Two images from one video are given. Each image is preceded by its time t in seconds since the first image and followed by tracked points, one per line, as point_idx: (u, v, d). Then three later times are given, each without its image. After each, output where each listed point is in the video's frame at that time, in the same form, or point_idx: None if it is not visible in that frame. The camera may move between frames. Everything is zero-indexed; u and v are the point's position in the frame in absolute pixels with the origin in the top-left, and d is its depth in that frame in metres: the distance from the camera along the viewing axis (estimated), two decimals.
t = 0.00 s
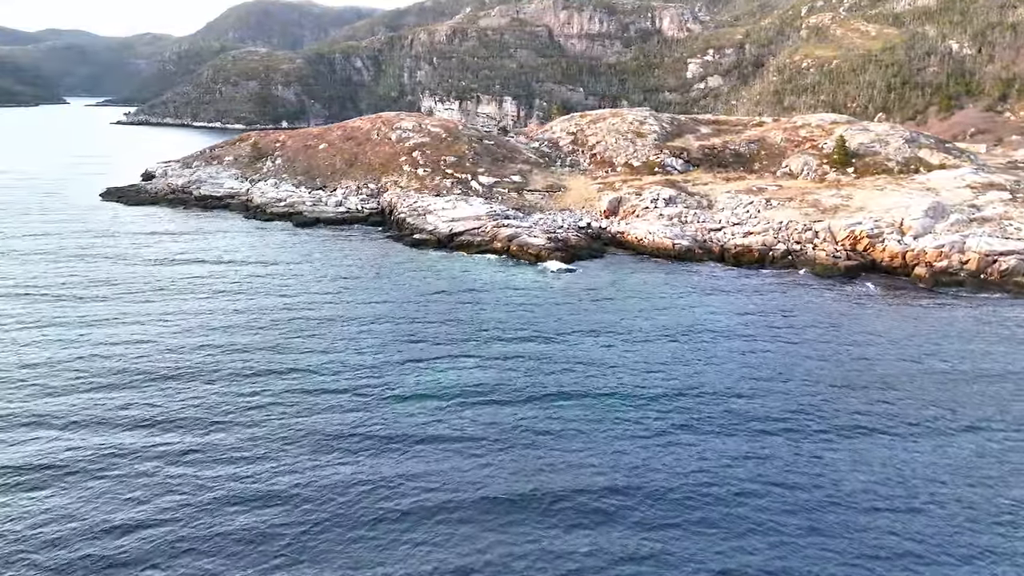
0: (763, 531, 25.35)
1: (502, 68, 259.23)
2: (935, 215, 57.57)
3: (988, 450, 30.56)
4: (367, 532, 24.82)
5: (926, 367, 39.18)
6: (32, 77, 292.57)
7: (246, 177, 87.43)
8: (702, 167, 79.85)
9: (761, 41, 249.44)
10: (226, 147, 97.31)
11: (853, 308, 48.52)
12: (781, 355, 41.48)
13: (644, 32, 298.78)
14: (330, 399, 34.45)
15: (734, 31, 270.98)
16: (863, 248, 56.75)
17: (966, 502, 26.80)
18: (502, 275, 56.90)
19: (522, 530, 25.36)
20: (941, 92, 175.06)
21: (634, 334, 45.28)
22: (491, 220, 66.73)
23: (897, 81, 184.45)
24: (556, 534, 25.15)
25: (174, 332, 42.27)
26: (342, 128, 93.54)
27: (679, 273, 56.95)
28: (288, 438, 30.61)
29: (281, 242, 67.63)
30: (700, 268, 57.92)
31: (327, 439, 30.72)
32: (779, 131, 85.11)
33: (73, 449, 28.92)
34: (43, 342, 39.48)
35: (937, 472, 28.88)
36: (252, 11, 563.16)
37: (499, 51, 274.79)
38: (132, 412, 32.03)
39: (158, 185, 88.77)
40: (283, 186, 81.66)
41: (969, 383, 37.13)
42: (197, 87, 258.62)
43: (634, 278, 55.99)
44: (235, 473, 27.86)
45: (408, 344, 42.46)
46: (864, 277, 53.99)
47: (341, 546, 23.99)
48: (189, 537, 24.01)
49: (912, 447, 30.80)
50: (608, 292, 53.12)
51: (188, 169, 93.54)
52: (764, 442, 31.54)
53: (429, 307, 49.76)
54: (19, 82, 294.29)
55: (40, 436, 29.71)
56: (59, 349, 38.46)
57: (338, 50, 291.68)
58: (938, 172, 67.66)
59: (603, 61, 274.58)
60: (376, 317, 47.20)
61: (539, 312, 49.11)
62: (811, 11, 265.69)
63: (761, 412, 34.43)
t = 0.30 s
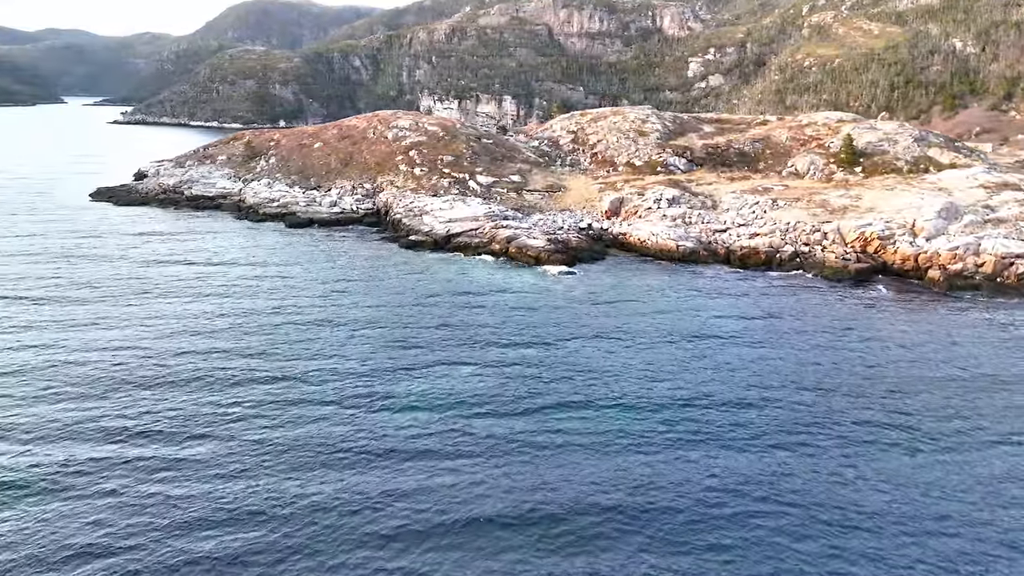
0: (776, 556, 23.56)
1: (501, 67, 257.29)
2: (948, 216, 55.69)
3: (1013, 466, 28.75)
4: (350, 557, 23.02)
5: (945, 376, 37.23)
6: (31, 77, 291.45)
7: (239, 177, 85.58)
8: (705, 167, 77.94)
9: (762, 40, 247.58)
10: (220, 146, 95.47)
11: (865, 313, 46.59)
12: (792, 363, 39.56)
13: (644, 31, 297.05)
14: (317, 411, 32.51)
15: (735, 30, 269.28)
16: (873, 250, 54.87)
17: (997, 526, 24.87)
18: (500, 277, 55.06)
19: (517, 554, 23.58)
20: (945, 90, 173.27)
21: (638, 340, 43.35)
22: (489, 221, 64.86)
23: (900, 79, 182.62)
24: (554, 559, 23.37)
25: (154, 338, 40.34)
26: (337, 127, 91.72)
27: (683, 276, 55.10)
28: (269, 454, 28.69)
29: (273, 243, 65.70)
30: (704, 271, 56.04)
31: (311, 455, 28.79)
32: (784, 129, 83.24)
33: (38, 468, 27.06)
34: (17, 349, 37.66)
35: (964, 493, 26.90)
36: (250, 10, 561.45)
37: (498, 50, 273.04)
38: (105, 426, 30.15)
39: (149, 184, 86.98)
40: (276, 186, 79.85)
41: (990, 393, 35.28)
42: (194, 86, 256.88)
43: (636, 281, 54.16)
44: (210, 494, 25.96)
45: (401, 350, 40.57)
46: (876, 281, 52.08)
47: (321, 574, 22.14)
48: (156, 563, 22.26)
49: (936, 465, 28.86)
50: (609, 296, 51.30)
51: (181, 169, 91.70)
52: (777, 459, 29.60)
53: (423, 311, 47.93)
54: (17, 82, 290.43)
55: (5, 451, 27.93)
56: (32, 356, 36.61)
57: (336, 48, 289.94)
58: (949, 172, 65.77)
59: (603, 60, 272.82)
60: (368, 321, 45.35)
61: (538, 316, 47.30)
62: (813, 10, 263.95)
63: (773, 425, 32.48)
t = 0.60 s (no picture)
0: None
1: (501, 66, 255.27)
2: (963, 218, 53.81)
3: None
4: None
5: (966, 386, 35.34)
6: (29, 77, 290.18)
7: (232, 176, 83.64)
8: (709, 166, 75.99)
9: (764, 39, 245.62)
10: (213, 145, 93.54)
11: (879, 318, 44.70)
12: (804, 371, 37.66)
13: (645, 30, 295.33)
14: (302, 424, 30.57)
15: (737, 29, 267.49)
16: (885, 252, 52.98)
17: None
18: (499, 280, 53.20)
19: None
20: (949, 89, 171.55)
21: (642, 346, 41.43)
22: (487, 222, 62.96)
23: (904, 78, 180.91)
24: None
25: (135, 345, 38.37)
26: (333, 125, 89.82)
27: (687, 279, 53.29)
28: (248, 472, 26.75)
29: (265, 245, 63.75)
30: (710, 274, 54.17)
31: (294, 473, 26.85)
32: (790, 128, 81.36)
33: None
34: None
35: (996, 516, 25.00)
36: (249, 10, 559.34)
37: (498, 49, 271.23)
38: (74, 442, 28.24)
39: (140, 184, 85.02)
40: (270, 186, 77.94)
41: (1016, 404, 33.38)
42: (192, 86, 255.01)
43: (639, 284, 52.32)
44: (183, 516, 24.10)
45: (394, 356, 38.73)
46: (888, 284, 50.19)
47: None
48: None
49: (963, 484, 26.97)
50: (611, 299, 49.48)
51: (173, 168, 89.74)
52: (793, 477, 27.67)
53: (417, 314, 46.07)
54: (14, 81, 288.74)
55: None
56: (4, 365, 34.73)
57: (335, 47, 288.20)
58: (961, 171, 63.88)
59: (604, 59, 270.97)
60: (360, 325, 43.49)
61: (537, 320, 45.46)
62: (815, 8, 262.20)
63: (787, 439, 30.58)
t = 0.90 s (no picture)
0: None
1: (501, 66, 253.52)
2: (978, 219, 51.96)
3: None
4: None
5: (990, 399, 33.37)
6: (26, 77, 288.67)
7: (225, 177, 81.76)
8: (713, 165, 74.08)
9: (765, 38, 243.75)
10: (206, 145, 91.63)
11: (893, 324, 42.78)
12: (818, 381, 35.76)
13: (646, 29, 293.32)
14: (285, 440, 28.61)
15: (738, 28, 265.55)
16: (897, 255, 51.02)
17: None
18: (496, 283, 51.31)
19: None
20: (953, 89, 169.68)
21: (646, 353, 39.50)
22: (485, 223, 61.04)
23: (907, 77, 179.09)
24: None
25: (113, 352, 36.43)
26: (328, 124, 87.98)
27: (691, 282, 51.43)
28: (223, 493, 24.90)
29: (256, 246, 61.80)
30: (715, 277, 52.30)
31: (275, 493, 24.98)
32: (795, 127, 79.46)
33: None
34: None
35: None
36: (249, 10, 558.93)
37: (498, 48, 269.32)
38: (39, 460, 26.43)
39: (131, 184, 83.17)
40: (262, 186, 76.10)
41: None
42: (189, 85, 253.32)
43: (642, 288, 50.47)
44: (150, 542, 22.29)
45: (385, 364, 36.87)
46: (901, 289, 48.27)
47: None
48: None
49: (992, 507, 25.10)
50: (613, 304, 47.62)
51: (165, 168, 87.86)
52: (811, 500, 25.72)
53: (410, 319, 44.18)
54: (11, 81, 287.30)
55: None
56: None
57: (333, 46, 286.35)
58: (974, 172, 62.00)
59: (604, 58, 269.07)
60: (349, 330, 41.61)
61: (536, 325, 43.60)
62: (817, 7, 260.22)
63: (803, 458, 28.64)
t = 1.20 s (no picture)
0: None
1: (501, 65, 251.67)
2: (994, 219, 50.12)
3: None
4: None
5: (1016, 412, 31.48)
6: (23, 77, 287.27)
7: (216, 176, 79.83)
8: (718, 165, 72.15)
9: (767, 37, 241.91)
10: (198, 144, 89.65)
11: (909, 330, 40.91)
12: (832, 392, 33.86)
13: (646, 28, 291.54)
14: (267, 457, 26.76)
15: (739, 27, 263.57)
16: (910, 257, 49.16)
17: None
18: (494, 286, 49.39)
19: None
20: (958, 88, 167.80)
21: (651, 360, 37.62)
22: (483, 224, 59.15)
23: (910, 77, 177.27)
24: None
25: (88, 361, 34.55)
26: (323, 123, 86.08)
27: (696, 285, 49.57)
28: (199, 517, 23.08)
29: (247, 247, 59.91)
30: (721, 281, 50.36)
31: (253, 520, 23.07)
32: (801, 126, 77.53)
33: None
34: None
35: None
36: (248, 9, 557.65)
37: (497, 47, 267.49)
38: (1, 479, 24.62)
39: (120, 184, 81.22)
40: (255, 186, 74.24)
41: None
42: (187, 84, 251.64)
43: (645, 291, 48.63)
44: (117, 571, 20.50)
45: (376, 371, 35.01)
46: (916, 293, 46.34)
47: None
48: None
49: None
50: (616, 307, 45.79)
51: (156, 168, 85.90)
52: (832, 524, 23.86)
53: (403, 323, 42.26)
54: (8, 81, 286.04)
55: None
56: None
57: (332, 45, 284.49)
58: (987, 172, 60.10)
59: (605, 58, 267.42)
60: (339, 335, 39.69)
61: (535, 330, 41.72)
62: (819, 6, 258.30)
63: (821, 476, 26.79)
